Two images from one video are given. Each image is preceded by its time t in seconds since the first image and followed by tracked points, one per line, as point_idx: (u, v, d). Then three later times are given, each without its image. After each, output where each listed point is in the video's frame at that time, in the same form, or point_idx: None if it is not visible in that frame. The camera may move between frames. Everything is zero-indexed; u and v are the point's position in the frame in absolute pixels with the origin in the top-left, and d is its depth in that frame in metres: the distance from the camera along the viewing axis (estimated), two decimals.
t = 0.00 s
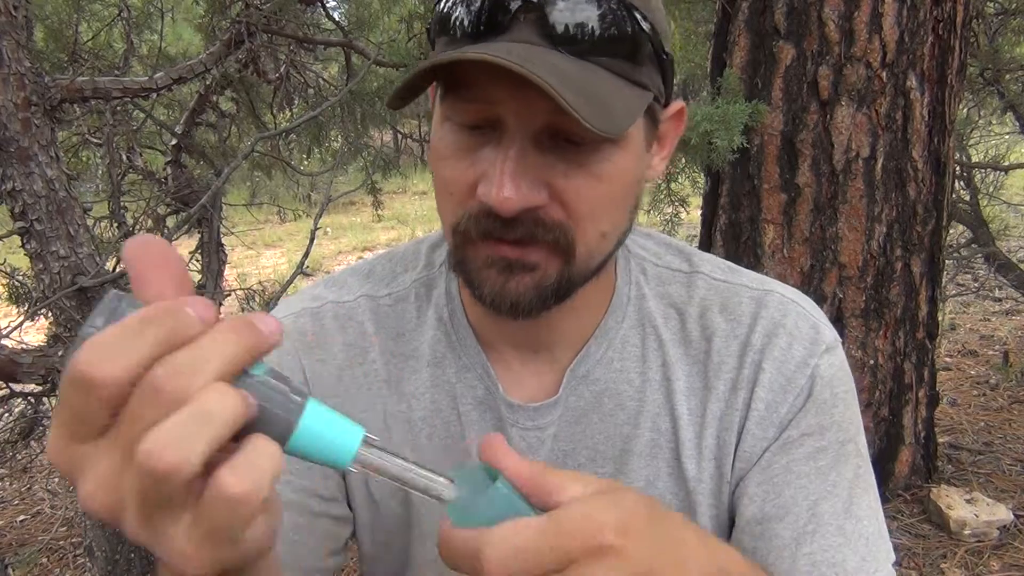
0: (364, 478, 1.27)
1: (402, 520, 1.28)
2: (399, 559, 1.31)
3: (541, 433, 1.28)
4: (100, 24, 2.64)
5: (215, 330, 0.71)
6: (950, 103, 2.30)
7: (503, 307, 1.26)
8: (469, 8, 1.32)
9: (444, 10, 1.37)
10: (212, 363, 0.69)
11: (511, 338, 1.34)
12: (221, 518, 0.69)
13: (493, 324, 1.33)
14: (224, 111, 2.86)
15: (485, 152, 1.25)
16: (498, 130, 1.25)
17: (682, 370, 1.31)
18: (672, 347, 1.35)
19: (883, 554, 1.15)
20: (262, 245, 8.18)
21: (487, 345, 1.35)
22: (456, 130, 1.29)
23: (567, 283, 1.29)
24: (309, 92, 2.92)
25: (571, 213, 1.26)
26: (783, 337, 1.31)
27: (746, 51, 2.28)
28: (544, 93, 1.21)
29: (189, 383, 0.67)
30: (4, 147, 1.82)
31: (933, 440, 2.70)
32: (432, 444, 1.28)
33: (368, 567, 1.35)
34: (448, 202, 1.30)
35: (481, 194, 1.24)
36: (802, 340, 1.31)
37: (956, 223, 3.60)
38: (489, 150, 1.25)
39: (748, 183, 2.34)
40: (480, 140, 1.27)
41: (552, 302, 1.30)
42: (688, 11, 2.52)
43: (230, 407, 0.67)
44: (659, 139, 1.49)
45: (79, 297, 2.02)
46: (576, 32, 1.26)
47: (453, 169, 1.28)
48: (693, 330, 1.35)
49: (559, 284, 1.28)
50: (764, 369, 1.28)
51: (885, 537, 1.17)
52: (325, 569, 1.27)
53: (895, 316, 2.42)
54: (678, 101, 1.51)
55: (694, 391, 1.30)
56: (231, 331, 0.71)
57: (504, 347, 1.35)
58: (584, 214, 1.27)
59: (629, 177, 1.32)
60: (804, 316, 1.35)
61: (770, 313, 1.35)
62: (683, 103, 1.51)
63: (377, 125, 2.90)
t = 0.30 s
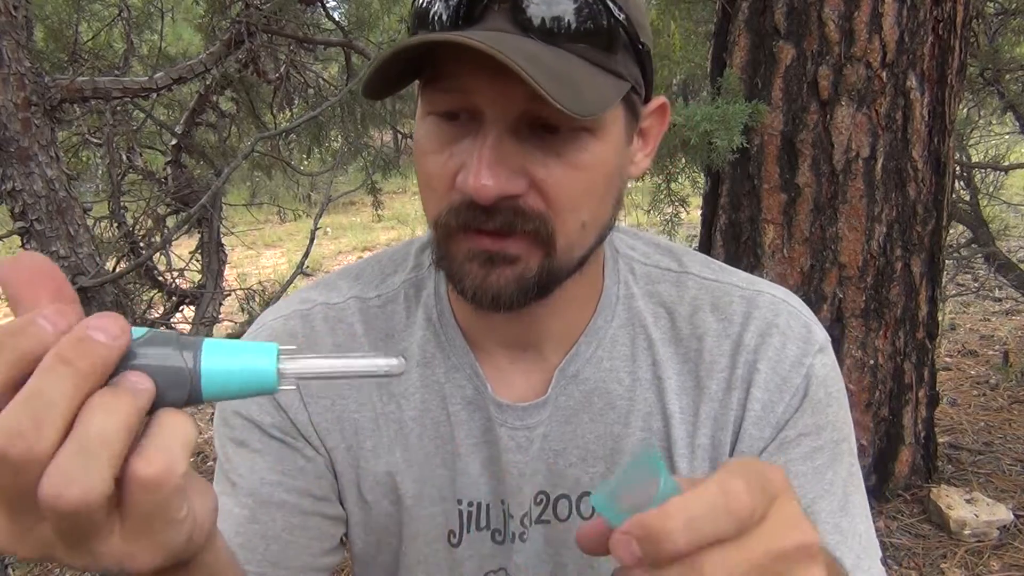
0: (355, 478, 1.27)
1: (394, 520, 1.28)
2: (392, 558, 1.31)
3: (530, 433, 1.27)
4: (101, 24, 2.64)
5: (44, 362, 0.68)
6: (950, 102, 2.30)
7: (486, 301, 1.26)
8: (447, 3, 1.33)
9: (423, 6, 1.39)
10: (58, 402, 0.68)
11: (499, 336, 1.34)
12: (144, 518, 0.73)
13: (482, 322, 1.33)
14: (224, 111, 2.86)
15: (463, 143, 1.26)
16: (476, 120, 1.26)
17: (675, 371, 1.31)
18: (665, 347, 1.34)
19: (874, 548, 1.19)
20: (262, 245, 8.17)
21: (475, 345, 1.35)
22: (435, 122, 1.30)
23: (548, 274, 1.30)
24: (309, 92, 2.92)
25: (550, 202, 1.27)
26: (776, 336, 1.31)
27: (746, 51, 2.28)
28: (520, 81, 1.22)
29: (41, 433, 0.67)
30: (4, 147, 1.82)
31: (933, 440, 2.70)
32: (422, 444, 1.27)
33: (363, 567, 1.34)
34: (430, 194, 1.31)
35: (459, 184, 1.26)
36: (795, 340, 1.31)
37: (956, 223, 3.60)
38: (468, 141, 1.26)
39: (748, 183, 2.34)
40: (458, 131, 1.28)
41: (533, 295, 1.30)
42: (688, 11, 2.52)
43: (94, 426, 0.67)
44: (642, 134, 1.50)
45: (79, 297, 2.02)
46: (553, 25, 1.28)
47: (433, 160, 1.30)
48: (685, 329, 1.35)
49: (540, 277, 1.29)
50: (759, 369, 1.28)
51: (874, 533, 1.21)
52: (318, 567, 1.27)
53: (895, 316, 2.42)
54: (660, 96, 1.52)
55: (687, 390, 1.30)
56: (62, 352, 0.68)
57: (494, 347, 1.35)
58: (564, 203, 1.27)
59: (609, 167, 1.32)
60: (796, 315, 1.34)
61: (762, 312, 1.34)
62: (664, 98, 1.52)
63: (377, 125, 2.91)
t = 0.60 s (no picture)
0: (356, 477, 1.27)
1: (395, 519, 1.28)
2: (392, 558, 1.31)
3: (532, 433, 1.26)
4: (100, 24, 2.64)
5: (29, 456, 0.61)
6: (950, 102, 2.30)
7: (491, 294, 1.27)
8: (456, 1, 1.34)
9: (433, 4, 1.39)
10: (63, 492, 0.61)
11: (502, 335, 1.34)
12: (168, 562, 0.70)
13: (485, 322, 1.33)
14: (224, 111, 2.86)
15: (469, 139, 1.27)
16: (483, 116, 1.27)
17: (677, 372, 1.31)
18: (667, 348, 1.34)
19: (872, 550, 1.20)
20: (262, 245, 8.17)
21: (477, 345, 1.34)
22: (442, 117, 1.30)
23: (553, 272, 1.30)
24: (309, 92, 2.92)
25: (556, 199, 1.27)
26: (777, 339, 1.31)
27: (746, 51, 2.28)
28: (528, 78, 1.22)
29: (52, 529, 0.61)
30: (4, 147, 1.82)
31: (933, 440, 2.70)
32: (424, 443, 1.27)
33: (363, 567, 1.34)
34: (436, 190, 1.32)
35: (466, 180, 1.26)
36: (797, 342, 1.31)
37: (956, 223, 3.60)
38: (475, 137, 1.27)
39: (748, 183, 2.34)
40: (465, 127, 1.28)
41: (539, 293, 1.30)
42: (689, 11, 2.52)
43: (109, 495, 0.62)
44: (649, 135, 1.50)
45: (79, 297, 2.02)
46: (562, 24, 1.29)
47: (439, 157, 1.30)
48: (688, 331, 1.34)
49: (545, 275, 1.30)
50: (760, 372, 1.28)
51: (873, 534, 1.22)
52: (317, 567, 1.27)
53: (895, 316, 2.42)
54: (669, 97, 1.52)
55: (688, 393, 1.31)
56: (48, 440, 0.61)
57: (497, 347, 1.35)
58: (570, 201, 1.27)
59: (615, 166, 1.33)
60: (798, 318, 1.34)
61: (765, 314, 1.34)
62: (672, 99, 1.52)
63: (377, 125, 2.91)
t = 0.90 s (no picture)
0: (360, 477, 1.27)
1: (398, 519, 1.28)
2: (395, 559, 1.31)
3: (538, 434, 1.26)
4: (100, 24, 2.64)
5: (78, 479, 0.62)
6: (950, 102, 2.30)
7: (495, 297, 1.27)
8: (467, 1, 1.34)
9: (442, 4, 1.39)
10: (111, 515, 0.63)
11: (508, 337, 1.34)
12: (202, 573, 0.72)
13: (491, 323, 1.34)
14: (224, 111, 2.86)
15: (475, 140, 1.27)
16: (489, 116, 1.27)
17: (682, 373, 1.31)
18: (671, 349, 1.34)
19: (872, 551, 1.20)
20: (262, 245, 8.17)
21: (483, 346, 1.35)
22: (447, 118, 1.30)
23: (559, 273, 1.30)
24: (309, 92, 2.92)
25: (562, 200, 1.27)
26: (780, 341, 1.32)
27: (746, 51, 2.28)
28: (536, 80, 1.22)
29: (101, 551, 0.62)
30: (3, 147, 1.82)
31: (933, 440, 2.70)
32: (428, 444, 1.28)
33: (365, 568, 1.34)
34: (441, 191, 1.32)
35: (471, 180, 1.26)
36: (799, 344, 1.32)
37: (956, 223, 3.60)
38: (481, 138, 1.26)
39: (748, 183, 2.34)
40: (472, 127, 1.28)
41: (543, 294, 1.30)
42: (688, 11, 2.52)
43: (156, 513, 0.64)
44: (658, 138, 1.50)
45: (79, 297, 2.02)
46: (573, 25, 1.29)
47: (445, 157, 1.30)
48: (692, 333, 1.35)
49: (550, 277, 1.30)
50: (762, 373, 1.29)
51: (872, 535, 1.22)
52: (320, 568, 1.26)
53: (895, 316, 2.42)
54: (678, 101, 1.52)
55: (693, 395, 1.30)
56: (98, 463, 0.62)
57: (503, 349, 1.35)
58: (576, 203, 1.28)
59: (623, 168, 1.33)
60: (801, 320, 1.35)
61: (768, 316, 1.35)
62: (682, 103, 1.52)
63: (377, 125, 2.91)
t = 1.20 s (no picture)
0: (362, 478, 1.27)
1: (400, 520, 1.28)
2: (397, 559, 1.31)
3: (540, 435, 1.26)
4: (100, 24, 2.64)
5: (89, 475, 0.62)
6: (950, 102, 2.30)
7: (501, 295, 1.27)
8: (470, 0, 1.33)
9: (445, 4, 1.39)
10: (118, 513, 0.63)
11: (510, 336, 1.35)
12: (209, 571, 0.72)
13: (494, 322, 1.34)
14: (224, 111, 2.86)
15: (482, 136, 1.26)
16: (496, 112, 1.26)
17: (683, 373, 1.31)
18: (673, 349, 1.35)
19: (874, 550, 1.18)
20: (262, 245, 8.17)
21: (485, 346, 1.35)
22: (453, 113, 1.30)
23: (565, 269, 1.31)
24: (309, 92, 2.92)
25: (569, 196, 1.27)
26: (782, 341, 1.32)
27: (746, 51, 2.28)
28: (543, 76, 1.22)
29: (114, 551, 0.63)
30: (3, 147, 1.82)
31: (933, 440, 2.70)
32: (431, 444, 1.28)
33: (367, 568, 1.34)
34: (446, 188, 1.32)
35: (478, 176, 1.26)
36: (801, 344, 1.32)
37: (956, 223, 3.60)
38: (487, 135, 1.26)
39: (748, 183, 2.34)
40: (478, 123, 1.27)
41: (551, 291, 1.30)
42: (688, 11, 2.52)
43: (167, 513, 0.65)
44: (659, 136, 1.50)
45: (79, 297, 2.02)
46: (575, 23, 1.29)
47: (450, 153, 1.30)
48: (693, 333, 1.35)
49: (555, 274, 1.30)
50: (765, 372, 1.29)
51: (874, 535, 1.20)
52: (322, 568, 1.25)
53: (895, 316, 2.42)
54: (677, 97, 1.52)
55: (695, 394, 1.30)
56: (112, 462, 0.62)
57: (504, 347, 1.36)
58: (584, 199, 1.28)
59: (628, 163, 1.33)
60: (803, 319, 1.36)
61: (770, 316, 1.35)
62: (682, 100, 1.52)
63: (377, 125, 2.90)
